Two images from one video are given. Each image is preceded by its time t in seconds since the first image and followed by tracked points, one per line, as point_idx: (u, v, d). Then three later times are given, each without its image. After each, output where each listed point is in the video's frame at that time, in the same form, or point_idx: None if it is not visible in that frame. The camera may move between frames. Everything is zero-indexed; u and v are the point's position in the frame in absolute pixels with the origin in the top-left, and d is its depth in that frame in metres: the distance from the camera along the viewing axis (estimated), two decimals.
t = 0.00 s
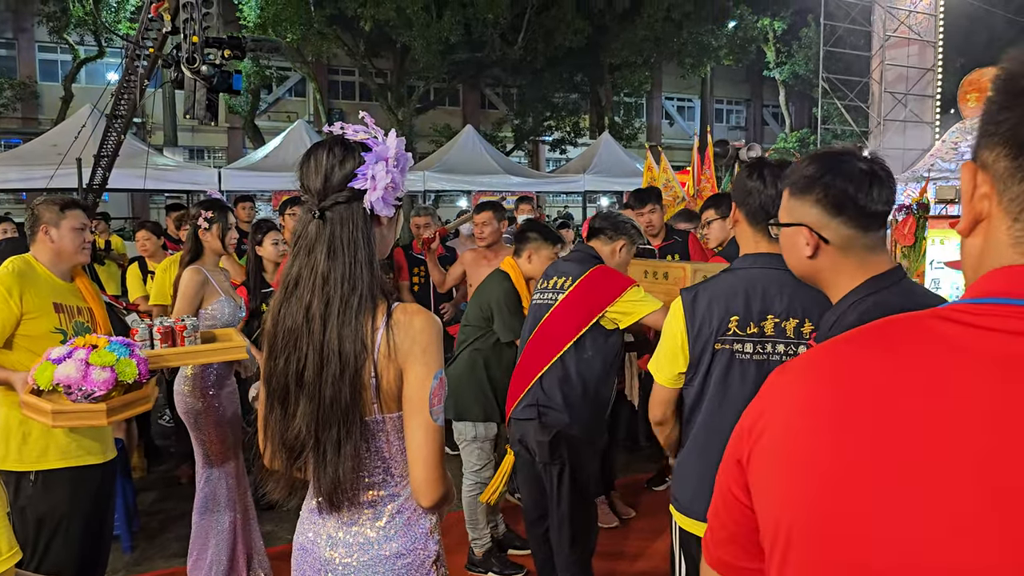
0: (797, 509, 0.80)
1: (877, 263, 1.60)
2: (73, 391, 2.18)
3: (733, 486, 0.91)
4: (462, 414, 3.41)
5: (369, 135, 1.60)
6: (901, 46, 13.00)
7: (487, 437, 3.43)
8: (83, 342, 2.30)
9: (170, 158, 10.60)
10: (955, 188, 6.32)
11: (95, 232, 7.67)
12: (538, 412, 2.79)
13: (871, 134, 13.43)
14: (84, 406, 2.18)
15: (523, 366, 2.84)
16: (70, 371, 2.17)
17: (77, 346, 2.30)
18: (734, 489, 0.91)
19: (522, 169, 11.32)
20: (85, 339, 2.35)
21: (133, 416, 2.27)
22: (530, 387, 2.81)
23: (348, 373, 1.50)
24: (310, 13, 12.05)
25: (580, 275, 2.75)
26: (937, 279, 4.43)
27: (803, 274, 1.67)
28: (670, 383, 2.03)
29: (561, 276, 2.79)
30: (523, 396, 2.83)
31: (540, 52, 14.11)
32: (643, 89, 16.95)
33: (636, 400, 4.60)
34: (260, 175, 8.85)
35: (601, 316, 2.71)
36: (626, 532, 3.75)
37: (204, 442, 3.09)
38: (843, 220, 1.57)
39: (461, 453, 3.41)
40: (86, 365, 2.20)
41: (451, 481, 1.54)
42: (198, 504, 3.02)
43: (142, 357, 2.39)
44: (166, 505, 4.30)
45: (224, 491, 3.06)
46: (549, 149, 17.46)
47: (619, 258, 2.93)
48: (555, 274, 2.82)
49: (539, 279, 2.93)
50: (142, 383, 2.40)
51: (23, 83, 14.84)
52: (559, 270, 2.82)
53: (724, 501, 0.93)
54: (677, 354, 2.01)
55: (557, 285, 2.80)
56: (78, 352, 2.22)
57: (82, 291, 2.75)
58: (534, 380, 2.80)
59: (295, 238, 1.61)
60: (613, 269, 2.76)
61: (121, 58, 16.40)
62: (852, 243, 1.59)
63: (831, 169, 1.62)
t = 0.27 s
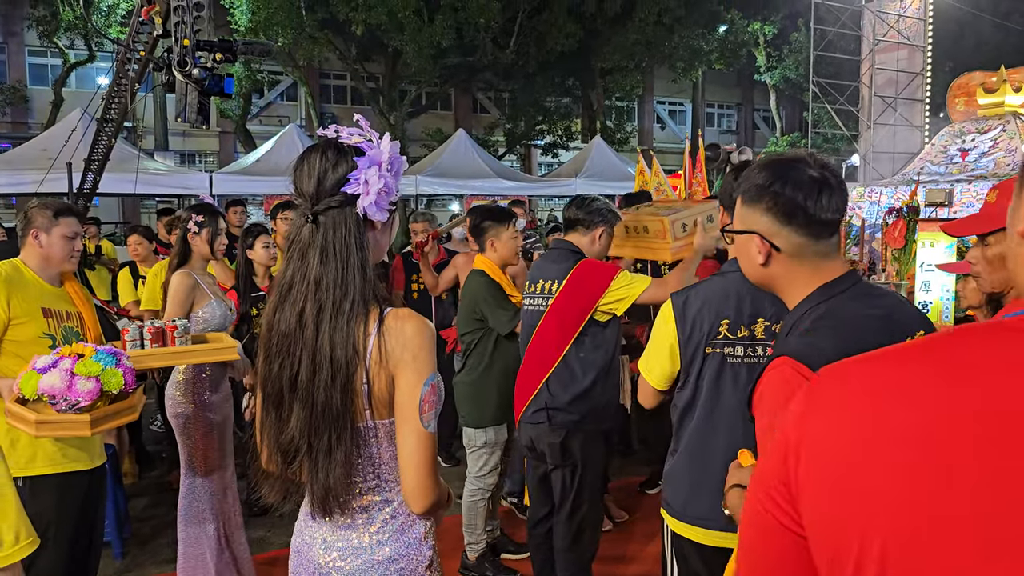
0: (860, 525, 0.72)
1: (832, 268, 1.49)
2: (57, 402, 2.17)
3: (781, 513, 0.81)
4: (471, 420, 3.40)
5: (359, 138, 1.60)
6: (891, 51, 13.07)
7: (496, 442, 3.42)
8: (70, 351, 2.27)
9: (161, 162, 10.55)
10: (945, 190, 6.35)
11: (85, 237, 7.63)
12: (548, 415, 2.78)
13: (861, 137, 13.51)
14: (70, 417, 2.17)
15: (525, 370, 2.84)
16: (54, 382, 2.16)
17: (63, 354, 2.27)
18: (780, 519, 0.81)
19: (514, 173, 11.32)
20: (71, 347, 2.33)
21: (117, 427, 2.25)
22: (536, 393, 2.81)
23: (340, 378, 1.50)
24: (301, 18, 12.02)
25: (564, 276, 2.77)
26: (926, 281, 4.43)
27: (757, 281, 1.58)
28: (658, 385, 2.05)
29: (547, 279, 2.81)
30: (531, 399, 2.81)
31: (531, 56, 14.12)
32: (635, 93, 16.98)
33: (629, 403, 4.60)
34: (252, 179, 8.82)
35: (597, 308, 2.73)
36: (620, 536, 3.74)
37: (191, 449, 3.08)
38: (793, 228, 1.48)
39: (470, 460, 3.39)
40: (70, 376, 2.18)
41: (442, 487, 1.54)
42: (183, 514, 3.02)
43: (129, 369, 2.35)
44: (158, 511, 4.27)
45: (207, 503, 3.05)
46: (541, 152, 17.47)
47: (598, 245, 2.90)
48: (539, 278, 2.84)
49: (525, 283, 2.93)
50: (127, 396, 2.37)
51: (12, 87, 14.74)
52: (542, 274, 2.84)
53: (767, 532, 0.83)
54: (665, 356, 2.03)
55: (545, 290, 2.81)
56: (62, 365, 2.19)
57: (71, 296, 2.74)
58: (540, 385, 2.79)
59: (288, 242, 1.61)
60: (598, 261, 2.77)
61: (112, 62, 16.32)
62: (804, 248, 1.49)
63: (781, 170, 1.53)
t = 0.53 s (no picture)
0: None
1: (794, 274, 1.49)
2: (53, 408, 2.16)
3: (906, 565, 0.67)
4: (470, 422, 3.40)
5: (356, 140, 1.60)
6: (883, 54, 13.13)
7: (494, 445, 3.43)
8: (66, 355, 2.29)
9: (155, 164, 10.53)
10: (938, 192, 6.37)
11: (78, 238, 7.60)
12: (545, 416, 2.79)
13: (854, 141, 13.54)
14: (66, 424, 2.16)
15: (521, 374, 2.84)
16: (49, 389, 2.14)
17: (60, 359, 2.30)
18: (907, 568, 0.67)
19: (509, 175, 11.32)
20: (67, 353, 2.34)
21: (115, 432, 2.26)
22: (529, 400, 2.83)
23: (338, 382, 1.49)
24: (296, 20, 12.01)
25: (558, 279, 2.77)
26: (919, 283, 4.42)
27: (722, 289, 1.58)
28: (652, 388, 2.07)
29: (542, 283, 2.80)
30: (526, 404, 2.83)
31: (526, 58, 14.13)
32: (628, 95, 17.02)
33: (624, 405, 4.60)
34: (246, 181, 8.81)
35: (589, 312, 2.74)
36: (615, 538, 3.74)
37: (183, 452, 3.07)
38: (754, 236, 1.47)
39: (468, 462, 3.39)
40: (66, 382, 2.17)
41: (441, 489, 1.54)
42: (174, 517, 3.01)
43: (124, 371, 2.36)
44: (151, 513, 4.26)
45: (198, 507, 3.04)
46: (535, 154, 17.50)
47: (592, 243, 2.87)
48: (534, 281, 2.84)
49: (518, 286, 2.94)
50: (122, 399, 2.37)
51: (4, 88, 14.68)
52: (537, 276, 2.83)
53: None
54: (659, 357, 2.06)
55: (539, 293, 2.81)
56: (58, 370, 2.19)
57: (65, 298, 2.73)
58: (536, 389, 2.80)
59: (286, 245, 1.61)
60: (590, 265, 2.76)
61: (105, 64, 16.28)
62: (766, 256, 1.49)
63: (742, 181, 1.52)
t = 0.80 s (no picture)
0: None
1: (765, 274, 1.50)
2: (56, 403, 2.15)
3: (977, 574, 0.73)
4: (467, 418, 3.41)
5: (350, 137, 1.60)
6: (877, 56, 13.17)
7: (492, 441, 3.43)
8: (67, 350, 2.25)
9: (150, 163, 10.49)
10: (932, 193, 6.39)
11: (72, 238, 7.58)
12: (536, 416, 2.79)
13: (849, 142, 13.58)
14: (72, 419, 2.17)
15: (512, 375, 2.84)
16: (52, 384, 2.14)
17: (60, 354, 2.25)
18: None
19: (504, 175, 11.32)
20: (68, 348, 2.29)
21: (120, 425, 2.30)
22: (521, 401, 2.82)
23: (336, 379, 1.49)
24: (291, 20, 11.98)
25: (553, 278, 2.77)
26: (914, 283, 4.42)
27: (698, 290, 1.59)
28: (650, 387, 2.14)
29: (537, 282, 2.80)
30: (517, 404, 2.83)
31: (521, 59, 14.13)
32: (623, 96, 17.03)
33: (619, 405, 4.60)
34: (241, 181, 8.79)
35: (585, 313, 2.74)
36: (610, 538, 3.74)
37: (177, 450, 3.06)
38: (723, 236, 1.48)
39: (466, 457, 3.39)
40: (69, 377, 2.17)
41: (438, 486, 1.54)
42: (169, 516, 3.00)
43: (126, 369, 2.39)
44: (145, 513, 4.24)
45: (192, 508, 3.03)
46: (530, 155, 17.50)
47: (583, 242, 2.90)
48: (528, 280, 2.84)
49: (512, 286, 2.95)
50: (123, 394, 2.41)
51: None
52: (531, 276, 2.84)
53: None
54: (655, 356, 2.13)
55: (533, 293, 2.81)
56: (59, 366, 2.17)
57: (61, 296, 2.72)
58: (529, 387, 2.80)
59: (280, 242, 1.60)
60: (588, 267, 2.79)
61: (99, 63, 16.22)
62: (736, 257, 1.49)
63: (713, 179, 1.52)
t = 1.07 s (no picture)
0: None
1: (754, 271, 1.51)
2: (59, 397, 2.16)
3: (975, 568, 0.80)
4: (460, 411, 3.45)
5: (344, 134, 1.60)
6: (872, 55, 13.22)
7: (480, 433, 3.45)
8: (64, 343, 2.28)
9: (144, 161, 10.47)
10: (926, 192, 6.43)
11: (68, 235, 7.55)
12: (542, 415, 2.79)
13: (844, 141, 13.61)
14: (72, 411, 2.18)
15: (515, 379, 2.85)
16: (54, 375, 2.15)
17: (58, 348, 2.28)
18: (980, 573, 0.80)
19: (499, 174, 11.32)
20: (69, 341, 2.32)
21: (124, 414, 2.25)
22: (526, 401, 2.82)
23: (331, 375, 1.49)
24: (286, 19, 11.96)
25: (549, 279, 2.79)
26: (909, 281, 4.44)
27: (688, 287, 1.60)
28: (640, 385, 2.11)
29: (532, 282, 2.82)
30: (522, 405, 2.83)
31: (516, 58, 14.13)
32: (619, 95, 17.03)
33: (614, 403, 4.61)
34: (235, 180, 8.77)
35: (582, 314, 2.76)
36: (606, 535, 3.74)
37: (173, 448, 3.05)
38: (713, 232, 1.49)
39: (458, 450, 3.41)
40: (71, 367, 2.18)
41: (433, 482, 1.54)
42: (165, 513, 2.99)
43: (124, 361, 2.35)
44: (140, 510, 4.24)
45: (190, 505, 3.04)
46: (525, 154, 17.50)
47: (575, 236, 2.89)
48: (523, 281, 2.85)
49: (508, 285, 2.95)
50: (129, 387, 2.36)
51: None
52: (527, 277, 2.85)
53: None
54: (645, 356, 2.12)
55: (531, 293, 2.82)
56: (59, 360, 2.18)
57: (57, 294, 2.73)
58: (532, 389, 2.80)
59: (273, 239, 1.60)
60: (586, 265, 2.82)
61: (93, 61, 16.16)
62: (728, 253, 1.50)
63: (705, 175, 1.52)
